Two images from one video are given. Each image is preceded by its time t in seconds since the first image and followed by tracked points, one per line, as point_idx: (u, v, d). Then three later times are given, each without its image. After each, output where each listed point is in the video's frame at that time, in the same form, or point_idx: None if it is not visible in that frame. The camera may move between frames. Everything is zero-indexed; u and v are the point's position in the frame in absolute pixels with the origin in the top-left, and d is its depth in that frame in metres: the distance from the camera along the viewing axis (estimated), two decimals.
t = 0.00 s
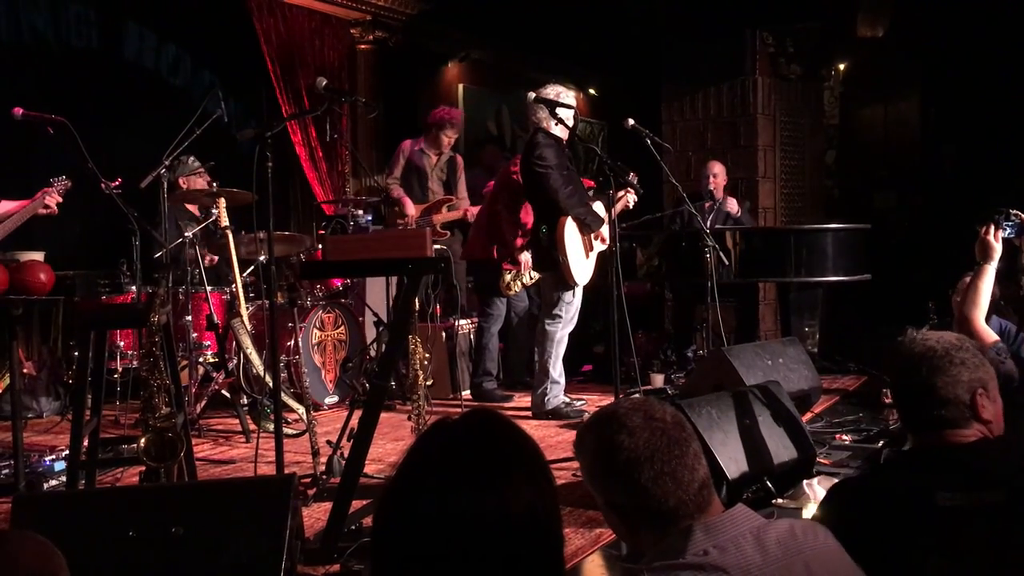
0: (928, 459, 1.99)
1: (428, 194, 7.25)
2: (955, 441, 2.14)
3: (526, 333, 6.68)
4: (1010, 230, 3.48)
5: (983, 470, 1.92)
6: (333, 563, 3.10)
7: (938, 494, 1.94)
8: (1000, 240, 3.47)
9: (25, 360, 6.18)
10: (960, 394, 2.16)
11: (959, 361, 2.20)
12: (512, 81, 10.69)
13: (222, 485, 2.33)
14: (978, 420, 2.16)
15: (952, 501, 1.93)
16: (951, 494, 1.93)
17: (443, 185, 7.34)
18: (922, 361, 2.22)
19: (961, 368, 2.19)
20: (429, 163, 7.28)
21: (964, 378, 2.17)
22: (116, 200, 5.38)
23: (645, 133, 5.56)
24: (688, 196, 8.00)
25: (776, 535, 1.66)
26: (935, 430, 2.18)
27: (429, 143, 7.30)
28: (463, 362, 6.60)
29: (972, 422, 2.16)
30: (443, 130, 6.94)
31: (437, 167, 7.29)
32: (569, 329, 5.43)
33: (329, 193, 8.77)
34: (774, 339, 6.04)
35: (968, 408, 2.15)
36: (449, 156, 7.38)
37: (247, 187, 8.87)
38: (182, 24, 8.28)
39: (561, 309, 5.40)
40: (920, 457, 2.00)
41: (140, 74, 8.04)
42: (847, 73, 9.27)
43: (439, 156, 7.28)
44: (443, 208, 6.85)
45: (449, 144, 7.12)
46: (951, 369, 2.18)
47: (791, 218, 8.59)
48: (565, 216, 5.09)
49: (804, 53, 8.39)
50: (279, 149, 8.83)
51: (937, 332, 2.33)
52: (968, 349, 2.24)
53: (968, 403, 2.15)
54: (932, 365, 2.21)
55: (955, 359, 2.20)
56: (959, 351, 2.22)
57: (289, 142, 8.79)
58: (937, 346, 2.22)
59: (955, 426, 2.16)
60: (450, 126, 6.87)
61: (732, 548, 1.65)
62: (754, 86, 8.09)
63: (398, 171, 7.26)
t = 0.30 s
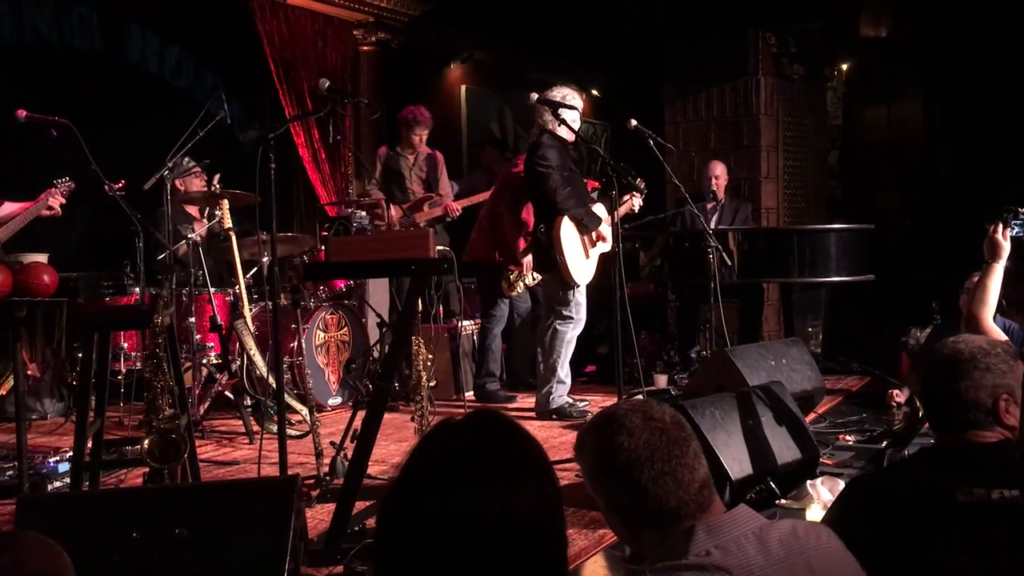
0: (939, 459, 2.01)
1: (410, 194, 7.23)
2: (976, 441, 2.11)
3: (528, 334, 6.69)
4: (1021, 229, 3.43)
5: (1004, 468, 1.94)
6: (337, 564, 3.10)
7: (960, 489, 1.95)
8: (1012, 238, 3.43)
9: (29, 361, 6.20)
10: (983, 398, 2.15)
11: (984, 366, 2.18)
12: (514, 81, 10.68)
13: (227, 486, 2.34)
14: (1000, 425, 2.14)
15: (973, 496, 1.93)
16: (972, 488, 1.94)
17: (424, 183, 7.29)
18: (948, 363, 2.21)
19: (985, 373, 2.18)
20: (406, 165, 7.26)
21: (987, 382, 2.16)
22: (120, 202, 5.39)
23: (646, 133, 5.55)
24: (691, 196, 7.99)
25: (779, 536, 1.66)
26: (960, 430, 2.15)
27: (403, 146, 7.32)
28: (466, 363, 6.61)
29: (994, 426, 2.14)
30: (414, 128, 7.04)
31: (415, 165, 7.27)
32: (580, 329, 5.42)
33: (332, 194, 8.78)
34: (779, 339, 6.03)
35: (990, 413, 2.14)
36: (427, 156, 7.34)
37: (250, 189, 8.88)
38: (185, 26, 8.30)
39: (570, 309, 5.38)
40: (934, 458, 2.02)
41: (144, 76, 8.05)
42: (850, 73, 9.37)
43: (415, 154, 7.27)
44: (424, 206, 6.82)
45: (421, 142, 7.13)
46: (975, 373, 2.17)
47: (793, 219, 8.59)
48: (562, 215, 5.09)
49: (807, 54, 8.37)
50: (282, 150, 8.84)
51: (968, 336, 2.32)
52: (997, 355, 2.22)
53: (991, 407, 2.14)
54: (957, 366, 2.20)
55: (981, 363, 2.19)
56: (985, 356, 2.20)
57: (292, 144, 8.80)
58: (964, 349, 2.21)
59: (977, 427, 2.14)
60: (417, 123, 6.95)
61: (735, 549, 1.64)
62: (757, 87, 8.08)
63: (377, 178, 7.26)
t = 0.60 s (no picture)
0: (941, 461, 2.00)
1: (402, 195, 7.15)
2: (969, 440, 2.13)
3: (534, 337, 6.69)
4: None
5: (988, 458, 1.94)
6: (343, 568, 3.09)
7: (947, 488, 1.96)
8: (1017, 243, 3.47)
9: (36, 365, 6.23)
10: (973, 395, 2.18)
11: (976, 364, 2.21)
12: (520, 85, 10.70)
13: (233, 489, 2.34)
14: (994, 423, 2.16)
15: (960, 496, 1.95)
16: (960, 487, 1.95)
17: (416, 184, 7.20)
18: (943, 362, 2.25)
19: (976, 371, 2.20)
20: (398, 165, 7.19)
21: (979, 380, 2.19)
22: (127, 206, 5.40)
23: (653, 137, 5.54)
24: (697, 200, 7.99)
25: (785, 540, 1.66)
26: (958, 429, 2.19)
27: (394, 149, 7.24)
28: (471, 367, 6.61)
29: (989, 425, 2.15)
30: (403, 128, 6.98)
31: (407, 166, 7.18)
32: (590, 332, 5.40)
33: (338, 198, 8.79)
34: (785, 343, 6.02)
35: (981, 410, 2.16)
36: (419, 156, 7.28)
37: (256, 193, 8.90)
38: (193, 30, 8.33)
39: (579, 311, 5.37)
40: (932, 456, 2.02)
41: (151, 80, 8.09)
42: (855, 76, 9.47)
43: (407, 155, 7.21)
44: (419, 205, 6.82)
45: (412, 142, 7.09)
46: (970, 372, 2.20)
47: (799, 222, 8.58)
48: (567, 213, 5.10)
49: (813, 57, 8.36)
50: (288, 155, 8.86)
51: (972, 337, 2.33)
52: (994, 353, 2.23)
53: (981, 404, 2.16)
54: (955, 366, 2.23)
55: (978, 363, 2.21)
56: (980, 354, 2.22)
57: (298, 148, 8.82)
58: (958, 347, 2.24)
59: (972, 426, 2.16)
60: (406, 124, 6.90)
61: (740, 552, 1.64)
62: (763, 90, 8.07)
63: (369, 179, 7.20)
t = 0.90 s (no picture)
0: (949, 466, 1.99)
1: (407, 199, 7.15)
2: (972, 448, 2.13)
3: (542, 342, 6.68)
4: None
5: (993, 465, 1.94)
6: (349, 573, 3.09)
7: (955, 494, 1.95)
8: None
9: (45, 368, 6.26)
10: (972, 404, 2.17)
11: (970, 373, 2.20)
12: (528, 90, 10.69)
13: (240, 492, 2.34)
14: (993, 431, 2.17)
15: (970, 501, 1.94)
16: (968, 493, 1.95)
17: (421, 189, 7.22)
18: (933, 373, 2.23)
19: (974, 382, 2.19)
20: (405, 170, 7.21)
21: (975, 389, 2.18)
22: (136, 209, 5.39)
23: (662, 142, 5.53)
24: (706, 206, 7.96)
25: (794, 545, 1.65)
26: (949, 439, 2.19)
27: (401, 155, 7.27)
28: (479, 372, 6.60)
29: (988, 432, 2.16)
30: (410, 135, 7.01)
31: (413, 171, 7.20)
32: (592, 338, 5.41)
33: (346, 203, 8.80)
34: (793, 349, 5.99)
35: (981, 417, 2.16)
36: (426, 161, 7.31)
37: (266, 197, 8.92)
38: (203, 35, 8.35)
39: (582, 317, 5.38)
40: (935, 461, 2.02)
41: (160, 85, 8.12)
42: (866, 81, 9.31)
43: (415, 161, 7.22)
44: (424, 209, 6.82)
45: (419, 149, 7.13)
46: (964, 381, 2.19)
47: (808, 228, 8.56)
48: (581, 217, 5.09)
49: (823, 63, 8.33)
50: (297, 160, 8.88)
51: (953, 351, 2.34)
52: (983, 362, 2.25)
53: (981, 412, 2.16)
54: (945, 376, 2.22)
55: (970, 371, 2.21)
56: (971, 364, 2.22)
57: (307, 152, 8.84)
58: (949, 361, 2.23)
59: (972, 434, 2.16)
60: (413, 129, 6.94)
61: (748, 555, 1.63)
62: (772, 96, 8.05)
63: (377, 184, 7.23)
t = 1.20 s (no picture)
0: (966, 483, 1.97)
1: (417, 204, 7.17)
2: (997, 465, 2.10)
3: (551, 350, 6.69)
4: None
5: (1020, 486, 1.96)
6: None
7: (984, 511, 1.95)
8: None
9: (55, 371, 6.29)
10: (1010, 420, 2.16)
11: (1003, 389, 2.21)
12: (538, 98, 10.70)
13: (249, 497, 2.35)
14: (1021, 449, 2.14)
15: (996, 519, 1.94)
16: (996, 511, 1.95)
17: (433, 195, 7.20)
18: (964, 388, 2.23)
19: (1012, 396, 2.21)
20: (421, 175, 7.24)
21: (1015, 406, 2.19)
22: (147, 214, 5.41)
23: (671, 151, 5.53)
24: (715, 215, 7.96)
25: (802, 556, 1.69)
26: (978, 452, 2.15)
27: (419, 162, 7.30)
28: (487, 379, 6.61)
29: (1016, 448, 2.13)
30: (434, 140, 7.08)
31: (427, 177, 7.21)
32: (604, 347, 5.38)
33: (357, 209, 8.83)
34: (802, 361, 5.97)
35: (1014, 435, 2.14)
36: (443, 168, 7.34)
37: (276, 203, 8.96)
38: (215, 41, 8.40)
39: (594, 326, 5.36)
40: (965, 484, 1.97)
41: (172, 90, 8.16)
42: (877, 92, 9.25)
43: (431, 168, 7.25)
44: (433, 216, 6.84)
45: (439, 155, 7.17)
46: (1006, 396, 2.20)
47: (817, 238, 8.55)
48: (592, 227, 5.09)
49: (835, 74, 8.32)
50: (308, 166, 8.92)
51: (980, 359, 2.36)
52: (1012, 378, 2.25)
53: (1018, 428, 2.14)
54: (986, 390, 2.21)
55: (1009, 385, 2.23)
56: (1011, 377, 2.25)
57: (318, 159, 8.88)
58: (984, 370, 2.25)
59: (998, 450, 2.13)
60: (437, 135, 7.02)
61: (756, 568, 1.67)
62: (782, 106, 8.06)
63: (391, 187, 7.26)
